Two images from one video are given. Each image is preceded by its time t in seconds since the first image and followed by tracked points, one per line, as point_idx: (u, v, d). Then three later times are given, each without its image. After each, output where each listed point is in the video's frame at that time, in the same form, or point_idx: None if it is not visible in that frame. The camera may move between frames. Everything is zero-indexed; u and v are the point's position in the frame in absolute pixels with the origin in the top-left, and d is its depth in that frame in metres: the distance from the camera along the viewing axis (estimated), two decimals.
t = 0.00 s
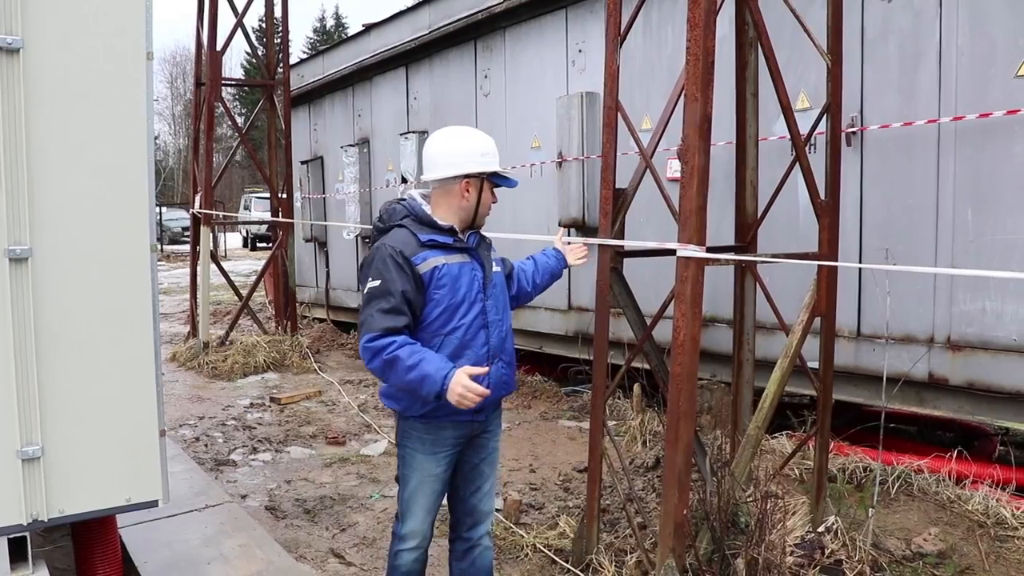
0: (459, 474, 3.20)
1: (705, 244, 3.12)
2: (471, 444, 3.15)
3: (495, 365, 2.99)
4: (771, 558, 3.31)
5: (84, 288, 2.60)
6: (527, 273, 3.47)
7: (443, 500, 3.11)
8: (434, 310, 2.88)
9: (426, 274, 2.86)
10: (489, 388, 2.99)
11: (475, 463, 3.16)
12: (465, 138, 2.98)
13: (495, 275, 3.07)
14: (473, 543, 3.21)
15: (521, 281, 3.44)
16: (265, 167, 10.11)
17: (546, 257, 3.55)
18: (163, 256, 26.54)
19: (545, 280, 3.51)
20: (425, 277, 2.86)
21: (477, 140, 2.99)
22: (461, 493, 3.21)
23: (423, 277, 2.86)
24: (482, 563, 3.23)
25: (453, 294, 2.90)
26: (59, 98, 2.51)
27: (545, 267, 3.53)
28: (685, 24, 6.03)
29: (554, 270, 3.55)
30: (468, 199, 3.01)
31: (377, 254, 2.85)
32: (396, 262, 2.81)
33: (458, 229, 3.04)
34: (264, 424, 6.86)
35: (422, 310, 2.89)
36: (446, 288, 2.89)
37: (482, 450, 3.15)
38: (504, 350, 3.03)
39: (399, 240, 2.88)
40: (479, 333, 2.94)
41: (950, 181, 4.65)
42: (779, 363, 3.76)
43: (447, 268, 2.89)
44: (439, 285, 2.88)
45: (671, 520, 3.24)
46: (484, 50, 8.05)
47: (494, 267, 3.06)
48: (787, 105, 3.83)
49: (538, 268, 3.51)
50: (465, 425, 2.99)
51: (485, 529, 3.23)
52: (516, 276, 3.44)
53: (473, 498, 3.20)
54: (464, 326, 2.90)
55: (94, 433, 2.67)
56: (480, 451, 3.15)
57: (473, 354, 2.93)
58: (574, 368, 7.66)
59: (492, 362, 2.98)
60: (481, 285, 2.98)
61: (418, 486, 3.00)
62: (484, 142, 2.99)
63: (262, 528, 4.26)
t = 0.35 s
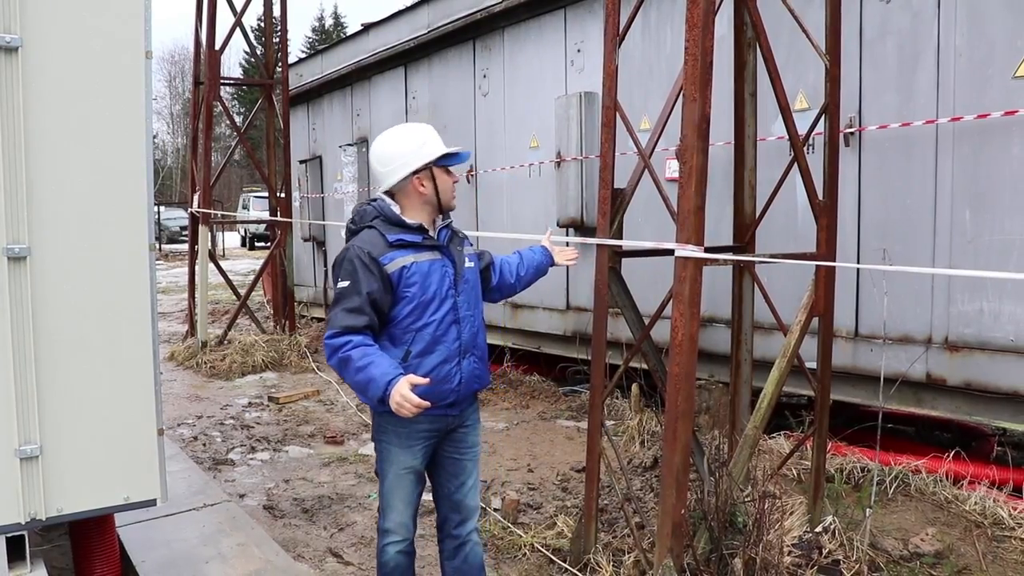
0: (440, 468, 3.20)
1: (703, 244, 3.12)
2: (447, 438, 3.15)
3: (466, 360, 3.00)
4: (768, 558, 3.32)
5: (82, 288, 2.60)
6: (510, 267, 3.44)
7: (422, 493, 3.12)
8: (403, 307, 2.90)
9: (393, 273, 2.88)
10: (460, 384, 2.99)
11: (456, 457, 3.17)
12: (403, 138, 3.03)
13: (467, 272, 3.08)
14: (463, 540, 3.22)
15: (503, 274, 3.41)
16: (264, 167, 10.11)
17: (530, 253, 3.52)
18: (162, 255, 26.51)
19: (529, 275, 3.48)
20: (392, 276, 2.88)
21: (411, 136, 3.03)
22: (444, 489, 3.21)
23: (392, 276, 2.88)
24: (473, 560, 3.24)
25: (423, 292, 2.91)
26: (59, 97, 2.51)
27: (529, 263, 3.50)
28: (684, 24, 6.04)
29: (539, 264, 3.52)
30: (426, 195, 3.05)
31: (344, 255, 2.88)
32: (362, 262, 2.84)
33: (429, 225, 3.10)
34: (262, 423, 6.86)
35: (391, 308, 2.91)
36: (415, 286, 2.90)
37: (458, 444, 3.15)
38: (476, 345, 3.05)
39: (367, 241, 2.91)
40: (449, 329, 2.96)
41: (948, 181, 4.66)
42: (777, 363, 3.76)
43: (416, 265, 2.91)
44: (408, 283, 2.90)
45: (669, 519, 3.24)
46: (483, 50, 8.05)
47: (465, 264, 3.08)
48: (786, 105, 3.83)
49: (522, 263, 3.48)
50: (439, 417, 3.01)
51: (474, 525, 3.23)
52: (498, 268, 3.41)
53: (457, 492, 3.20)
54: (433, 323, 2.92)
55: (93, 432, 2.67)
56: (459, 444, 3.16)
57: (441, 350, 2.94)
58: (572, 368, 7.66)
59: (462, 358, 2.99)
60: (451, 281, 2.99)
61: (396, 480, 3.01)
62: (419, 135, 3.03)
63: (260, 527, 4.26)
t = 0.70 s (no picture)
0: (435, 467, 3.20)
1: (702, 246, 3.12)
2: (439, 436, 3.15)
3: (452, 353, 2.99)
4: (766, 559, 3.33)
5: (81, 289, 2.60)
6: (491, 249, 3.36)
7: (416, 491, 3.13)
8: (384, 311, 2.91)
9: (370, 278, 2.88)
10: (449, 377, 2.99)
11: (449, 455, 3.17)
12: (332, 159, 3.03)
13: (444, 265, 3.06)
14: (463, 538, 3.23)
15: (486, 259, 3.34)
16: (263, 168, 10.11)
17: (510, 230, 3.42)
18: (162, 256, 26.49)
19: (512, 252, 3.39)
20: (370, 282, 2.88)
21: (339, 151, 3.03)
22: (440, 487, 3.21)
23: (370, 281, 2.89)
24: (473, 558, 3.25)
25: (402, 292, 2.91)
26: (60, 98, 2.51)
27: (510, 241, 3.40)
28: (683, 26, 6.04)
29: (521, 240, 3.42)
30: (381, 200, 3.05)
31: (323, 271, 2.91)
32: (339, 275, 2.85)
33: (401, 225, 3.11)
34: (261, 424, 6.86)
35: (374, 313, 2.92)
36: (394, 287, 2.90)
37: (451, 442, 3.16)
38: (462, 337, 3.03)
39: (340, 253, 2.92)
40: (432, 325, 2.95)
41: (947, 183, 4.66)
42: (776, 364, 3.76)
43: (391, 268, 2.91)
44: (386, 286, 2.90)
45: (668, 521, 3.24)
46: (483, 52, 8.06)
47: (440, 258, 3.06)
48: (785, 107, 3.84)
49: (503, 241, 3.39)
50: (432, 415, 3.01)
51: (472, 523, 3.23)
52: (481, 254, 3.34)
53: (454, 490, 3.20)
54: (415, 321, 2.92)
55: (93, 433, 2.67)
56: (451, 443, 3.16)
57: (427, 347, 2.94)
58: (571, 369, 7.66)
59: (450, 352, 2.98)
60: (428, 278, 2.98)
61: (390, 479, 3.02)
62: (343, 148, 3.03)
63: (259, 528, 4.26)
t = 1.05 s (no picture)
0: (443, 465, 3.20)
1: (704, 245, 3.12)
2: (444, 434, 3.16)
3: (448, 345, 3.00)
4: (769, 558, 3.34)
5: (83, 290, 2.60)
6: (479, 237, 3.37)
7: (421, 490, 3.13)
8: (376, 312, 2.92)
9: (356, 283, 2.89)
10: (448, 370, 3.00)
11: (457, 452, 3.17)
12: (296, 178, 3.07)
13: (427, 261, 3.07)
14: (474, 535, 3.23)
15: (476, 248, 3.35)
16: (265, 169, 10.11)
17: (496, 216, 3.39)
18: (164, 257, 26.51)
19: (502, 236, 3.38)
20: (357, 286, 2.89)
21: (301, 167, 3.07)
22: (449, 485, 3.22)
23: (356, 285, 2.90)
24: (484, 555, 3.25)
25: (390, 291, 2.92)
26: (60, 100, 2.51)
27: (498, 227, 3.39)
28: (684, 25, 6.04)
29: (509, 223, 3.39)
30: (351, 208, 3.06)
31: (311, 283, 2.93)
32: (325, 284, 2.87)
33: (380, 225, 3.14)
34: (264, 425, 6.87)
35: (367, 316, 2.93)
36: (381, 286, 2.91)
37: (456, 440, 3.16)
38: (456, 328, 3.04)
39: (323, 263, 2.94)
40: (425, 319, 2.96)
41: (949, 182, 4.66)
42: (778, 363, 3.76)
43: (375, 269, 2.92)
44: (374, 287, 2.91)
45: (670, 520, 3.24)
46: (483, 52, 8.06)
47: (424, 253, 3.07)
48: (786, 106, 3.83)
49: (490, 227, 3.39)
50: (434, 413, 3.01)
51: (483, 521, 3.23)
52: (470, 245, 3.35)
53: (463, 487, 3.19)
54: (407, 318, 2.93)
55: (95, 433, 2.67)
56: (458, 440, 3.17)
57: (423, 342, 2.95)
58: (573, 368, 7.66)
59: (446, 344, 3.00)
60: (414, 275, 2.99)
61: (394, 478, 3.03)
62: (304, 163, 3.07)
63: (261, 528, 4.26)
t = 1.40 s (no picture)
0: (446, 469, 3.20)
1: (706, 249, 3.12)
2: (446, 438, 3.16)
3: (445, 349, 3.00)
4: (771, 561, 3.34)
5: (86, 292, 2.61)
6: (479, 250, 3.37)
7: (422, 495, 3.13)
8: (371, 315, 2.93)
9: (352, 285, 2.90)
10: (444, 374, 3.00)
11: (459, 456, 3.17)
12: (309, 171, 3.07)
13: (425, 266, 3.07)
14: (481, 540, 3.23)
15: (475, 259, 3.36)
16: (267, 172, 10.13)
17: (498, 231, 3.41)
18: (166, 260, 26.54)
19: (502, 249, 3.39)
20: (353, 288, 2.90)
21: (317, 161, 3.07)
22: (453, 489, 3.22)
23: (352, 288, 2.91)
24: (490, 561, 3.27)
25: (386, 294, 2.92)
26: (63, 104, 2.52)
27: (499, 240, 3.39)
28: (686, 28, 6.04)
29: (510, 237, 3.40)
30: (355, 213, 3.06)
31: (307, 285, 2.94)
32: (321, 286, 2.88)
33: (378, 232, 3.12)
34: (266, 427, 6.87)
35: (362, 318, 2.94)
36: (377, 290, 2.92)
37: (459, 445, 3.16)
38: (453, 332, 3.04)
39: (320, 266, 2.95)
40: (421, 323, 2.97)
41: (952, 185, 4.65)
42: (781, 367, 3.76)
43: (372, 272, 2.93)
44: (370, 290, 2.92)
45: (673, 523, 3.24)
46: (485, 55, 8.07)
47: (421, 258, 3.08)
48: (789, 109, 3.83)
49: (490, 241, 3.39)
50: (432, 417, 3.01)
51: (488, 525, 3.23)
52: (469, 255, 3.36)
53: (468, 492, 3.19)
54: (403, 321, 2.93)
55: (97, 436, 2.67)
56: (460, 444, 3.17)
57: (418, 346, 2.96)
58: (575, 371, 7.66)
59: (442, 348, 3.00)
60: (410, 279, 3.00)
61: (394, 483, 3.03)
62: (322, 158, 3.06)
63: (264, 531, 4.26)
